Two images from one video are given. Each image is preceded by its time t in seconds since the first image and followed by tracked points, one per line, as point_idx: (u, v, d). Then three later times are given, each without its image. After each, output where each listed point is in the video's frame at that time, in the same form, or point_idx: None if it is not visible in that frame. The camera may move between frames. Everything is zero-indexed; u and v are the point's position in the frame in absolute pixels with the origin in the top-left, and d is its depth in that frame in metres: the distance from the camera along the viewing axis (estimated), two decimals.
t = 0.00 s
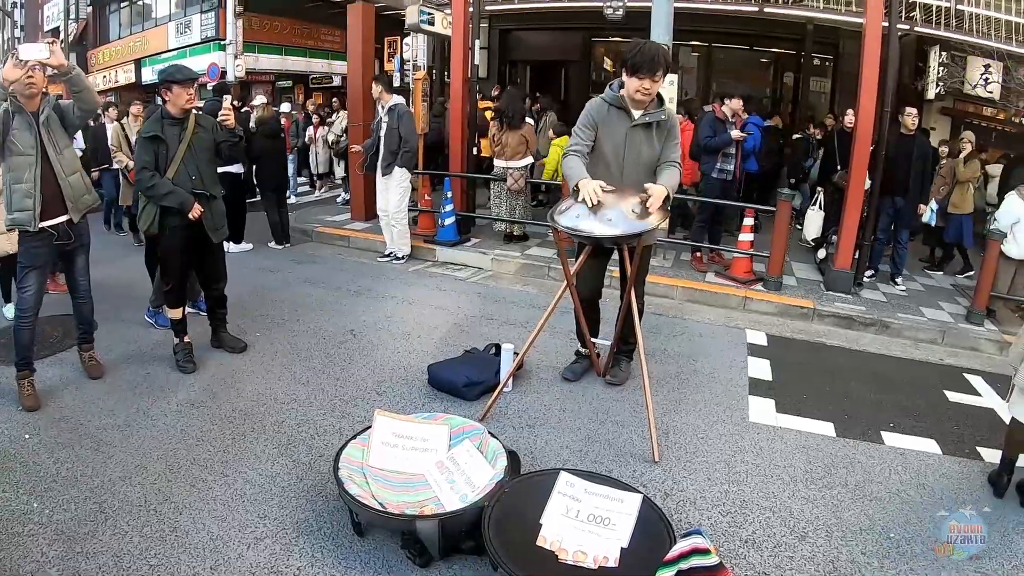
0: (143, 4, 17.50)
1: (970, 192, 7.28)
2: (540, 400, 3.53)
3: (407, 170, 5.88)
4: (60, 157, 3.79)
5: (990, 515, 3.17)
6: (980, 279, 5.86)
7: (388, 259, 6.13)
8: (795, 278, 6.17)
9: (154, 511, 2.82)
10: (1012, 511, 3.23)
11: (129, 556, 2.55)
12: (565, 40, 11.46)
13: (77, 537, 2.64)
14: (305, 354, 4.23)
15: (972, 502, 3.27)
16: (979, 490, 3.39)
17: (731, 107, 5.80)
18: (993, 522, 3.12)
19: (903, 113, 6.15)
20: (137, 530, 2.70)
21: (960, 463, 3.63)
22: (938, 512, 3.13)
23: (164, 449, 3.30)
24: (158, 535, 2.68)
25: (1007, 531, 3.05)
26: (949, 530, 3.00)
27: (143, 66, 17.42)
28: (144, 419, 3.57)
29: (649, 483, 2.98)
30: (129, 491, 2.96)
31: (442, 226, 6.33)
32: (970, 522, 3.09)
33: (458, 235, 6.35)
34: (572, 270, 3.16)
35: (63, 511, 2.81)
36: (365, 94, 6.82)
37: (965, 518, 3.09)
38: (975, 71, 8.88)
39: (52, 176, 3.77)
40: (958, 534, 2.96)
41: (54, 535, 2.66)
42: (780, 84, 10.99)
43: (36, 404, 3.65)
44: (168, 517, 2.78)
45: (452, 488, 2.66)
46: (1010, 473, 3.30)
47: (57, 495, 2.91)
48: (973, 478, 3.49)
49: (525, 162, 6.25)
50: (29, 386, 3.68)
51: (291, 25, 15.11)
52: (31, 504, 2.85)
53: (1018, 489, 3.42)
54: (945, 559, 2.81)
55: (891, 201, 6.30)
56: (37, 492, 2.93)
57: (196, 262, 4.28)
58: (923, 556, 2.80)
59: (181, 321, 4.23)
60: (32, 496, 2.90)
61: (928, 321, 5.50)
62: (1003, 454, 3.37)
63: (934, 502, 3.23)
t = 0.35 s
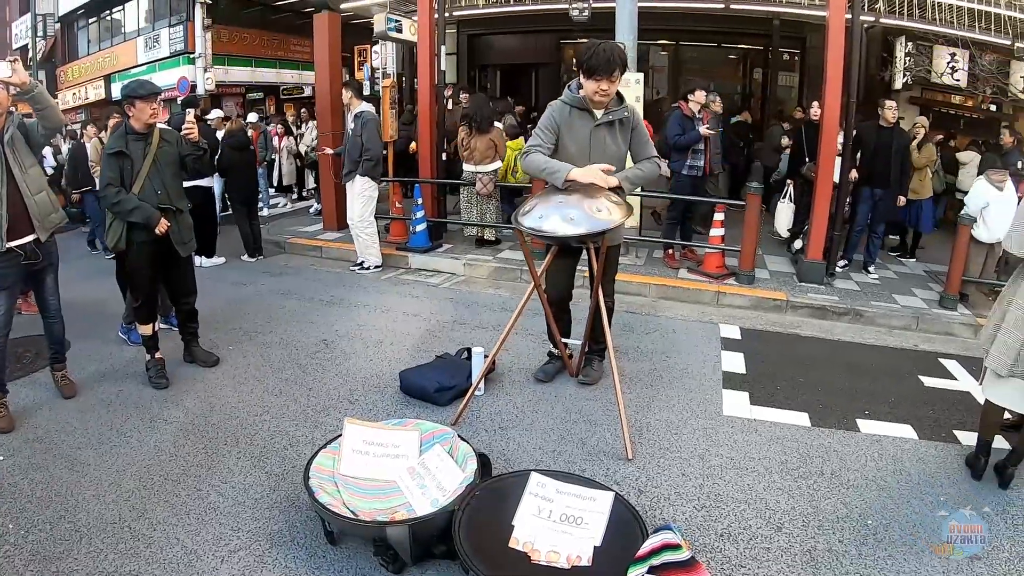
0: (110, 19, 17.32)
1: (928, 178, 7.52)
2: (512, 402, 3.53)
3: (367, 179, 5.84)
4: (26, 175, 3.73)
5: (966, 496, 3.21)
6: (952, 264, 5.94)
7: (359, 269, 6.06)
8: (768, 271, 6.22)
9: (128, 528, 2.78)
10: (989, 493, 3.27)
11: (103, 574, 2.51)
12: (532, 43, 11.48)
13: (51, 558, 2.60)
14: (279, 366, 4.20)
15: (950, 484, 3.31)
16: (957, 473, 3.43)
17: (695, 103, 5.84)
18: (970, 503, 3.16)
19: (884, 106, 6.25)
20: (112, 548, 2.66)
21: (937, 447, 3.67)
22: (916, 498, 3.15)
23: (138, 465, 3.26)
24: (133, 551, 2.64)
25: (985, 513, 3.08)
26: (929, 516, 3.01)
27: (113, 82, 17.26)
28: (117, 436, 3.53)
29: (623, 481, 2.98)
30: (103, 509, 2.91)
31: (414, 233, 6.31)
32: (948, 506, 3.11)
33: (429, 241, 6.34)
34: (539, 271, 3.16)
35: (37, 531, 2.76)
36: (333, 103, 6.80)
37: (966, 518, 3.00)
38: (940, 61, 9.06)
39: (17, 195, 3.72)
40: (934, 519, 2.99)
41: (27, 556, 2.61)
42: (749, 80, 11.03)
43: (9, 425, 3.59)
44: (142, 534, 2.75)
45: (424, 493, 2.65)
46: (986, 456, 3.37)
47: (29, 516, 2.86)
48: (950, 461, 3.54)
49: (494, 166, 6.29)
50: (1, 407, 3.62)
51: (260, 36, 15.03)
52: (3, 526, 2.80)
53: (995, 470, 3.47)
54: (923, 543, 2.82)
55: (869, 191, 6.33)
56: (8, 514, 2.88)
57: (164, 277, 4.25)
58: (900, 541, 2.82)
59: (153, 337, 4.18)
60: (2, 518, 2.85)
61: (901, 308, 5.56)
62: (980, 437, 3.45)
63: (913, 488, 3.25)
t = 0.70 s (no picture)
0: (75, 35, 17.19)
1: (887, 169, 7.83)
2: (481, 407, 3.55)
3: (332, 193, 5.86)
4: None
5: (938, 481, 3.27)
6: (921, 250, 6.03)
7: (328, 280, 6.06)
8: (737, 264, 6.29)
9: (100, 549, 2.76)
10: (961, 476, 3.34)
11: None
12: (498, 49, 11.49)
13: None
14: (250, 381, 4.19)
15: (922, 469, 3.37)
16: (930, 457, 3.49)
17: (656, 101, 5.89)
18: (943, 488, 3.21)
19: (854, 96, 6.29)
20: (83, 569, 2.64)
21: (909, 433, 3.72)
22: (887, 486, 3.20)
23: (109, 485, 3.23)
24: (104, 572, 2.62)
25: (954, 496, 3.14)
26: (900, 503, 3.06)
27: (80, 100, 17.12)
28: (88, 457, 3.50)
29: (593, 481, 3.00)
30: (75, 530, 2.90)
31: (383, 242, 6.33)
32: (919, 492, 3.16)
33: (399, 250, 6.36)
34: (501, 274, 3.19)
35: (10, 555, 2.74)
36: (299, 114, 6.82)
37: (965, 518, 2.93)
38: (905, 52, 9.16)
39: None
40: (904, 506, 3.04)
41: None
42: (718, 76, 11.08)
43: None
44: (114, 553, 2.73)
45: (391, 501, 2.65)
46: (957, 439, 3.44)
47: None
48: (922, 446, 3.60)
49: (460, 173, 6.28)
50: None
51: (228, 49, 14.98)
52: None
53: (967, 453, 3.55)
54: (894, 529, 2.87)
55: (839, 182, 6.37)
56: None
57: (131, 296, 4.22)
58: (871, 529, 2.87)
59: (123, 356, 4.15)
60: None
61: (872, 296, 5.64)
62: (950, 420, 3.52)
63: (883, 475, 3.30)
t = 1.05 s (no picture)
0: (53, 48, 17.14)
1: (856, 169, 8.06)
2: (455, 413, 3.59)
3: (306, 205, 5.90)
4: None
5: (913, 476, 3.30)
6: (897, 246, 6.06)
7: (307, 291, 6.11)
8: (714, 264, 6.36)
9: (77, 562, 2.77)
10: (937, 470, 3.38)
11: None
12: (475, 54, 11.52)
13: None
14: (228, 393, 4.21)
15: (896, 465, 3.40)
16: (906, 453, 3.54)
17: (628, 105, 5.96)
18: (918, 483, 3.24)
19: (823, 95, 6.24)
20: None
21: (884, 429, 3.77)
22: (859, 483, 3.23)
23: (86, 499, 3.24)
24: None
25: (926, 490, 3.18)
26: (873, 500, 3.09)
27: (59, 113, 17.08)
28: (66, 472, 3.50)
29: (564, 485, 3.03)
30: (53, 544, 2.90)
31: (361, 251, 6.38)
32: (892, 488, 3.20)
33: (377, 258, 6.41)
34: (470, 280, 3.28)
35: None
36: (275, 124, 6.87)
37: (967, 518, 2.93)
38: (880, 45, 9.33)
39: None
40: (877, 502, 3.07)
41: None
42: (696, 75, 11.14)
43: None
44: (90, 567, 2.73)
45: (362, 509, 2.67)
46: (932, 433, 3.48)
47: None
48: (897, 442, 3.63)
49: (434, 180, 6.34)
50: None
51: (206, 60, 14.97)
52: None
53: (943, 447, 3.60)
54: (867, 526, 2.90)
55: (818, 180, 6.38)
56: None
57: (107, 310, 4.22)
58: (844, 525, 2.89)
59: (101, 370, 4.14)
60: None
61: (849, 292, 5.69)
62: (925, 414, 3.55)
63: (857, 473, 3.32)
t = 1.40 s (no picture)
0: (41, 62, 17.20)
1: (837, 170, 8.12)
2: (437, 422, 3.69)
3: (289, 216, 5.93)
4: None
5: (896, 476, 3.31)
6: (881, 245, 6.07)
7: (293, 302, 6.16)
8: (700, 269, 6.44)
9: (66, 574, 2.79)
10: (921, 468, 3.39)
11: None
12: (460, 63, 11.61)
13: None
14: (214, 406, 4.24)
15: (880, 465, 3.41)
16: (890, 452, 3.54)
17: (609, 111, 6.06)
18: (901, 483, 3.24)
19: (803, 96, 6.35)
20: None
21: (867, 428, 3.78)
22: (840, 483, 3.24)
23: (73, 512, 3.25)
24: None
25: (907, 489, 3.19)
26: (854, 500, 3.10)
27: (48, 128, 17.14)
28: (52, 486, 3.51)
29: (543, 491, 3.07)
30: (39, 557, 2.92)
31: (348, 261, 6.45)
32: (874, 487, 3.21)
33: (363, 269, 6.48)
34: (450, 289, 3.33)
35: None
36: (261, 136, 6.96)
37: (966, 518, 2.93)
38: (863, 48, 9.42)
39: None
40: (858, 502, 3.09)
41: None
42: (681, 79, 11.23)
43: None
44: None
45: (342, 518, 2.70)
46: (915, 431, 3.48)
47: None
48: (880, 441, 3.64)
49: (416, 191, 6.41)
50: None
51: (194, 73, 15.05)
52: None
53: (927, 445, 3.60)
54: (849, 526, 2.90)
55: (805, 182, 6.40)
56: None
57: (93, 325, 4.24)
58: (824, 525, 2.90)
59: (88, 385, 4.16)
60: None
61: (834, 293, 5.73)
62: (908, 412, 3.55)
63: (838, 473, 3.34)
